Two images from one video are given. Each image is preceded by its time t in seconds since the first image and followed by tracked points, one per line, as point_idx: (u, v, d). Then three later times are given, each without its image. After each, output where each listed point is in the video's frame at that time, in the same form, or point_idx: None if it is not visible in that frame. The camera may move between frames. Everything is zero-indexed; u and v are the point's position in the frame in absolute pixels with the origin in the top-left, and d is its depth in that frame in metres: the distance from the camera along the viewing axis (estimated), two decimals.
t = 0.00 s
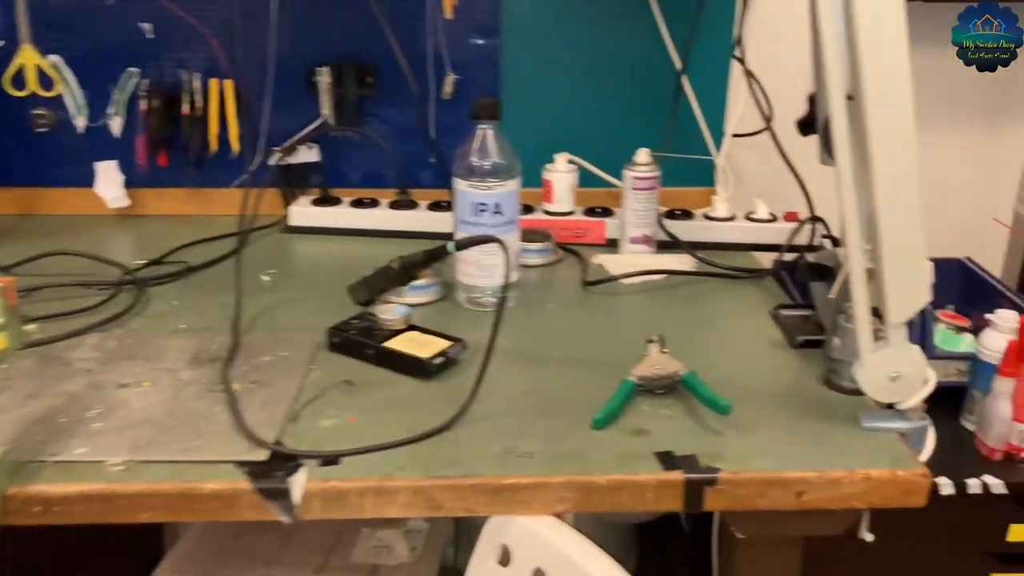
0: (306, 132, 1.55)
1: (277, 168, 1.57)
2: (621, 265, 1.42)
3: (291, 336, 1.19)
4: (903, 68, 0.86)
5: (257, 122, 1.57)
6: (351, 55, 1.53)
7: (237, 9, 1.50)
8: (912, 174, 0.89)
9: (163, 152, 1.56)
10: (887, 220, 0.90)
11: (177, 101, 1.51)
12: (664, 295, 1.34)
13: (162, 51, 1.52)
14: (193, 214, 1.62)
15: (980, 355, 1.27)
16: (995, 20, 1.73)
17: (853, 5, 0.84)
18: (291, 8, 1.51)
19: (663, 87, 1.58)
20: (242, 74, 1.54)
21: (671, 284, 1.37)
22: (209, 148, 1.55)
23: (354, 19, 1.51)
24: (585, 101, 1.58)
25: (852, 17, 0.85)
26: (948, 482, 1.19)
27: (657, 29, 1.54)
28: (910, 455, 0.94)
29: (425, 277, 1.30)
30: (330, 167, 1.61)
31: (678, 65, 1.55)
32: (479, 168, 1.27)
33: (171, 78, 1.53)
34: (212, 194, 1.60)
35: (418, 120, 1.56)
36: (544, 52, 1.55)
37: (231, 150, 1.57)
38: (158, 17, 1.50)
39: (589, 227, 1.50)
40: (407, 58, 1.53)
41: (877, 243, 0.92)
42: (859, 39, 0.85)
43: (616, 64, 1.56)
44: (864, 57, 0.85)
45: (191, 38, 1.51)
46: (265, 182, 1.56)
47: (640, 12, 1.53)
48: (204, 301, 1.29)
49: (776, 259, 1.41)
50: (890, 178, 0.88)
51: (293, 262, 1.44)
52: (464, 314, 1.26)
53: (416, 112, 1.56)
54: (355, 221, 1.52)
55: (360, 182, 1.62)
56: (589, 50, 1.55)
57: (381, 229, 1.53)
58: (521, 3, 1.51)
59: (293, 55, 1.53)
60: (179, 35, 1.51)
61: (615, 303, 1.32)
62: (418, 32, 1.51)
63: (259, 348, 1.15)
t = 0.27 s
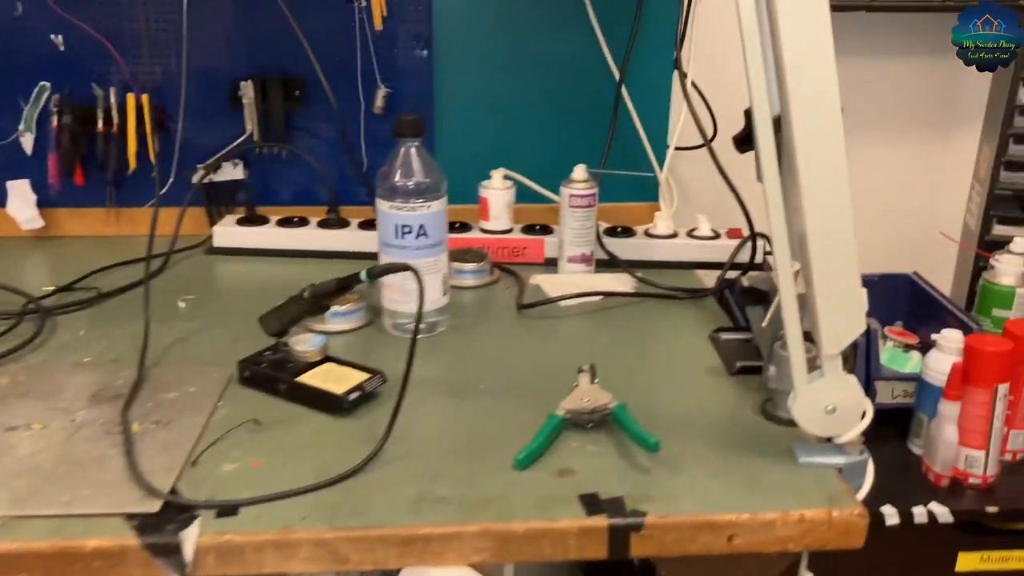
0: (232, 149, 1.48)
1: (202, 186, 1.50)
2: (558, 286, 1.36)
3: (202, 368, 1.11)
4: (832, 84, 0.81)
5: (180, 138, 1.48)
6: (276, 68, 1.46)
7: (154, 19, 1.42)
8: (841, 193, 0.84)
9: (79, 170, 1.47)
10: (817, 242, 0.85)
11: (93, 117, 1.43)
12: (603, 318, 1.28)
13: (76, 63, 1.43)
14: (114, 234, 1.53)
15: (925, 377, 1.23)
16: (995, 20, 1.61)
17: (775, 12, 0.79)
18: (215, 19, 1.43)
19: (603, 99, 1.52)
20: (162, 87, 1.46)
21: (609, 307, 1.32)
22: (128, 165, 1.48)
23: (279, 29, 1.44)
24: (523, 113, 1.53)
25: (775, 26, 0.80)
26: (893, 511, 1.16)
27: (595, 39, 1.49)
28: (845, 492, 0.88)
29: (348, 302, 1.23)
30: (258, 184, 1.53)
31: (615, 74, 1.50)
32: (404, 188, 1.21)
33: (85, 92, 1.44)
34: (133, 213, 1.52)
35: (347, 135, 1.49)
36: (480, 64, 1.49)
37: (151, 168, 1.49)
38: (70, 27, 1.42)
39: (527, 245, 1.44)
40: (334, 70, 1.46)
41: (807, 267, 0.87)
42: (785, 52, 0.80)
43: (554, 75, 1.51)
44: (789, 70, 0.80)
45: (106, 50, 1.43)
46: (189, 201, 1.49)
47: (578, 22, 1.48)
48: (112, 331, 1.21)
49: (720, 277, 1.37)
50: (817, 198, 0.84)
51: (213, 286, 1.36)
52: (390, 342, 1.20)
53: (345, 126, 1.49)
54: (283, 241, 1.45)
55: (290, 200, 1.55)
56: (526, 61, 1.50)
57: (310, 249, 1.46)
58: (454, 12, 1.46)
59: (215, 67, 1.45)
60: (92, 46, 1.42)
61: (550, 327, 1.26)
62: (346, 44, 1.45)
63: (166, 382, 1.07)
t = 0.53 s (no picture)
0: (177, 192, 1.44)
1: (146, 232, 1.45)
2: (511, 334, 1.31)
3: (128, 431, 1.05)
4: (773, 133, 0.77)
5: (124, 182, 1.45)
6: (221, 110, 1.42)
7: (97, 62, 1.39)
8: (788, 246, 0.79)
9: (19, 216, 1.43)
10: (763, 300, 0.80)
11: (31, 162, 1.39)
12: (556, 367, 1.23)
13: (14, 106, 1.40)
14: (56, 282, 1.48)
15: (891, 429, 1.18)
16: (995, 20, 1.51)
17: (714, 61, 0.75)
18: (157, 61, 1.40)
19: (559, 138, 1.49)
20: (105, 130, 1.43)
21: (562, 356, 1.26)
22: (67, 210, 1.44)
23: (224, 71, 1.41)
24: (478, 152, 1.49)
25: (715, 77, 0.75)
26: (857, 570, 1.10)
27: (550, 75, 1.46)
28: (800, 565, 0.83)
29: (288, 356, 1.18)
30: (205, 228, 1.49)
31: (571, 111, 1.46)
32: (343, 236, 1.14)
33: (25, 137, 1.41)
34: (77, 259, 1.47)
35: (297, 176, 1.45)
36: (433, 102, 1.45)
37: (92, 213, 1.45)
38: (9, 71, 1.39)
39: (482, 289, 1.39)
40: (282, 112, 1.43)
41: (753, 325, 0.82)
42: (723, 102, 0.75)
43: (510, 114, 1.47)
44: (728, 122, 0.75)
45: (46, 95, 1.40)
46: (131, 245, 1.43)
47: (532, 61, 1.45)
48: (40, 389, 1.15)
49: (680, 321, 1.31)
50: (762, 254, 0.79)
51: (152, 337, 1.30)
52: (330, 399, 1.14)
53: (296, 168, 1.45)
54: (227, 288, 1.40)
55: (240, 244, 1.51)
56: (480, 100, 1.46)
57: (256, 296, 1.40)
58: (404, 51, 1.42)
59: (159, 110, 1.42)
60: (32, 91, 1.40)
61: (500, 379, 1.20)
62: (293, 85, 1.41)
63: (88, 448, 1.01)
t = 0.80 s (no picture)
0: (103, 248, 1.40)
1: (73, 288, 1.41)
2: (450, 389, 1.27)
3: (34, 509, 0.99)
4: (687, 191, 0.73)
5: (47, 239, 1.42)
6: (148, 163, 1.40)
7: (18, 116, 1.36)
8: (710, 310, 0.75)
9: None
10: (684, 367, 0.75)
11: None
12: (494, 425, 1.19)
13: None
14: None
15: (839, 482, 1.14)
16: (995, 20, 1.48)
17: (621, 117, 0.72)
18: (81, 114, 1.37)
19: (500, 182, 1.47)
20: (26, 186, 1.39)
21: (503, 413, 1.22)
22: None
23: (150, 122, 1.38)
24: (419, 198, 1.46)
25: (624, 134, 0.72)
26: None
27: (488, 120, 1.44)
28: None
29: (213, 421, 1.13)
30: (138, 282, 1.45)
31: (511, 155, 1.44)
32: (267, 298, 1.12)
33: None
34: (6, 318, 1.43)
35: (230, 226, 1.43)
36: (370, 149, 1.43)
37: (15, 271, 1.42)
38: None
39: (422, 341, 1.35)
40: (212, 163, 1.40)
41: (675, 393, 0.77)
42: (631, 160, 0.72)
43: (449, 159, 1.45)
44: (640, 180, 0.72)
45: None
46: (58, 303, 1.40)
47: (470, 107, 1.43)
48: None
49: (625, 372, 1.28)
50: (681, 319, 0.75)
51: (73, 401, 1.24)
52: (255, 467, 1.09)
53: (229, 217, 1.43)
54: (157, 345, 1.34)
55: (174, 297, 1.47)
56: (420, 145, 1.44)
57: (187, 354, 1.35)
58: (339, 98, 1.40)
59: (83, 163, 1.39)
60: None
61: (436, 440, 1.15)
62: (221, 135, 1.39)
63: None
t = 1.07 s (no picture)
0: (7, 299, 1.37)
1: None
2: (369, 438, 1.23)
3: None
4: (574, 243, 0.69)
5: None
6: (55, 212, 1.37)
7: None
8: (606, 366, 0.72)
9: None
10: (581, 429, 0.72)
11: None
12: (413, 476, 1.16)
13: None
14: None
15: (761, 521, 1.13)
16: (995, 19, 1.48)
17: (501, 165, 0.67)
18: None
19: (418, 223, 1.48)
20: None
21: (422, 462, 1.19)
22: None
23: (58, 172, 1.37)
24: (337, 237, 1.47)
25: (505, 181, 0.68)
26: None
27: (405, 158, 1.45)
28: None
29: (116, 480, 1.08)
30: (47, 335, 1.42)
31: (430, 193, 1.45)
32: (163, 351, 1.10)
33: None
34: None
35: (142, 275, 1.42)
36: (286, 190, 1.44)
37: None
38: None
39: (341, 388, 1.32)
40: (123, 210, 1.39)
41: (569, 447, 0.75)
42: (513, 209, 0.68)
43: (367, 199, 1.45)
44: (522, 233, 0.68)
45: None
46: None
47: (386, 147, 1.44)
48: None
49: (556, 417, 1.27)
50: (573, 374, 0.71)
51: None
52: (157, 528, 1.04)
53: (141, 266, 1.42)
54: (65, 400, 1.29)
55: (86, 349, 1.43)
56: (337, 185, 1.44)
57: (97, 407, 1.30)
58: (252, 141, 1.41)
59: None
60: None
61: (350, 493, 1.12)
62: (132, 183, 1.39)
63: None
